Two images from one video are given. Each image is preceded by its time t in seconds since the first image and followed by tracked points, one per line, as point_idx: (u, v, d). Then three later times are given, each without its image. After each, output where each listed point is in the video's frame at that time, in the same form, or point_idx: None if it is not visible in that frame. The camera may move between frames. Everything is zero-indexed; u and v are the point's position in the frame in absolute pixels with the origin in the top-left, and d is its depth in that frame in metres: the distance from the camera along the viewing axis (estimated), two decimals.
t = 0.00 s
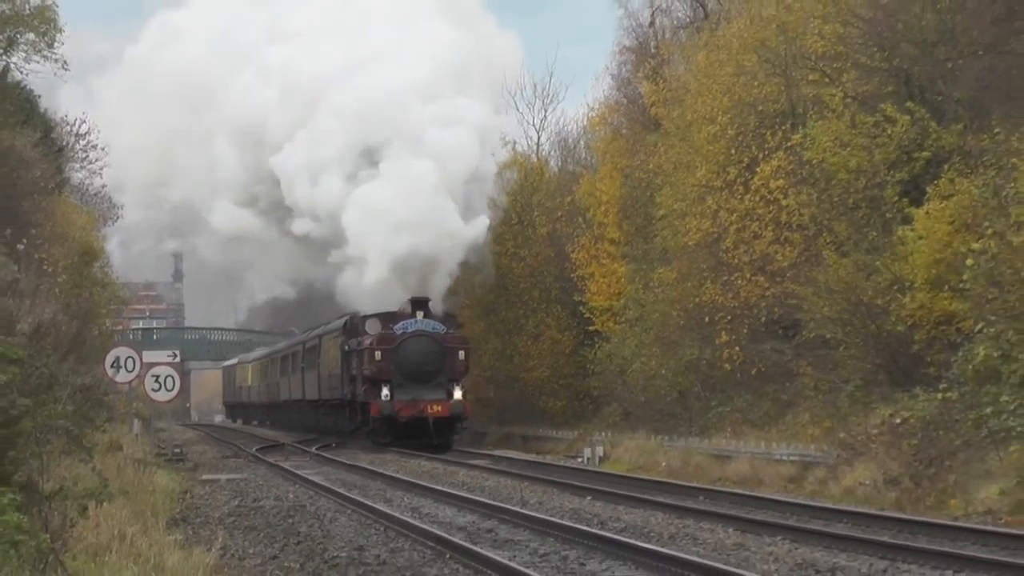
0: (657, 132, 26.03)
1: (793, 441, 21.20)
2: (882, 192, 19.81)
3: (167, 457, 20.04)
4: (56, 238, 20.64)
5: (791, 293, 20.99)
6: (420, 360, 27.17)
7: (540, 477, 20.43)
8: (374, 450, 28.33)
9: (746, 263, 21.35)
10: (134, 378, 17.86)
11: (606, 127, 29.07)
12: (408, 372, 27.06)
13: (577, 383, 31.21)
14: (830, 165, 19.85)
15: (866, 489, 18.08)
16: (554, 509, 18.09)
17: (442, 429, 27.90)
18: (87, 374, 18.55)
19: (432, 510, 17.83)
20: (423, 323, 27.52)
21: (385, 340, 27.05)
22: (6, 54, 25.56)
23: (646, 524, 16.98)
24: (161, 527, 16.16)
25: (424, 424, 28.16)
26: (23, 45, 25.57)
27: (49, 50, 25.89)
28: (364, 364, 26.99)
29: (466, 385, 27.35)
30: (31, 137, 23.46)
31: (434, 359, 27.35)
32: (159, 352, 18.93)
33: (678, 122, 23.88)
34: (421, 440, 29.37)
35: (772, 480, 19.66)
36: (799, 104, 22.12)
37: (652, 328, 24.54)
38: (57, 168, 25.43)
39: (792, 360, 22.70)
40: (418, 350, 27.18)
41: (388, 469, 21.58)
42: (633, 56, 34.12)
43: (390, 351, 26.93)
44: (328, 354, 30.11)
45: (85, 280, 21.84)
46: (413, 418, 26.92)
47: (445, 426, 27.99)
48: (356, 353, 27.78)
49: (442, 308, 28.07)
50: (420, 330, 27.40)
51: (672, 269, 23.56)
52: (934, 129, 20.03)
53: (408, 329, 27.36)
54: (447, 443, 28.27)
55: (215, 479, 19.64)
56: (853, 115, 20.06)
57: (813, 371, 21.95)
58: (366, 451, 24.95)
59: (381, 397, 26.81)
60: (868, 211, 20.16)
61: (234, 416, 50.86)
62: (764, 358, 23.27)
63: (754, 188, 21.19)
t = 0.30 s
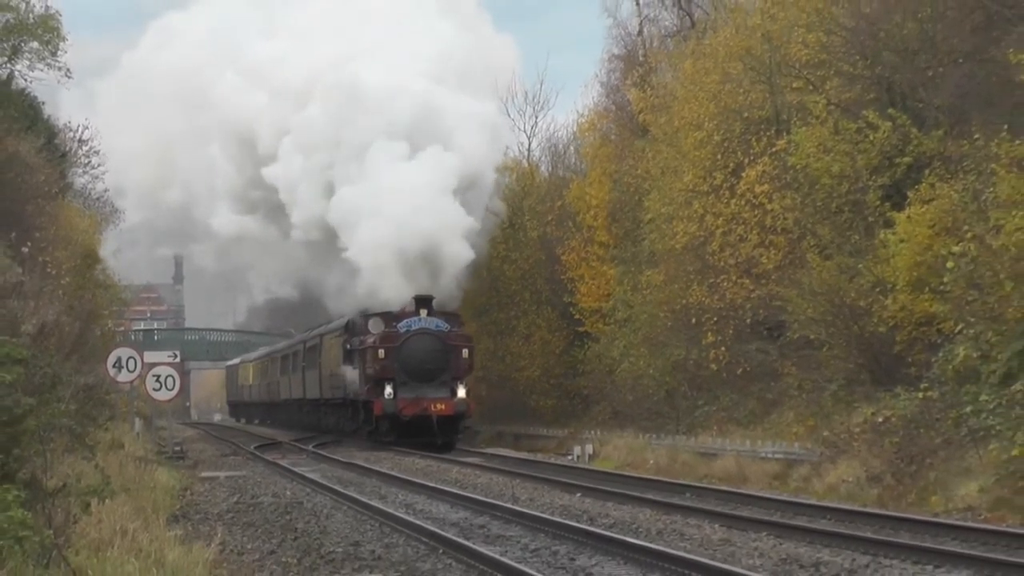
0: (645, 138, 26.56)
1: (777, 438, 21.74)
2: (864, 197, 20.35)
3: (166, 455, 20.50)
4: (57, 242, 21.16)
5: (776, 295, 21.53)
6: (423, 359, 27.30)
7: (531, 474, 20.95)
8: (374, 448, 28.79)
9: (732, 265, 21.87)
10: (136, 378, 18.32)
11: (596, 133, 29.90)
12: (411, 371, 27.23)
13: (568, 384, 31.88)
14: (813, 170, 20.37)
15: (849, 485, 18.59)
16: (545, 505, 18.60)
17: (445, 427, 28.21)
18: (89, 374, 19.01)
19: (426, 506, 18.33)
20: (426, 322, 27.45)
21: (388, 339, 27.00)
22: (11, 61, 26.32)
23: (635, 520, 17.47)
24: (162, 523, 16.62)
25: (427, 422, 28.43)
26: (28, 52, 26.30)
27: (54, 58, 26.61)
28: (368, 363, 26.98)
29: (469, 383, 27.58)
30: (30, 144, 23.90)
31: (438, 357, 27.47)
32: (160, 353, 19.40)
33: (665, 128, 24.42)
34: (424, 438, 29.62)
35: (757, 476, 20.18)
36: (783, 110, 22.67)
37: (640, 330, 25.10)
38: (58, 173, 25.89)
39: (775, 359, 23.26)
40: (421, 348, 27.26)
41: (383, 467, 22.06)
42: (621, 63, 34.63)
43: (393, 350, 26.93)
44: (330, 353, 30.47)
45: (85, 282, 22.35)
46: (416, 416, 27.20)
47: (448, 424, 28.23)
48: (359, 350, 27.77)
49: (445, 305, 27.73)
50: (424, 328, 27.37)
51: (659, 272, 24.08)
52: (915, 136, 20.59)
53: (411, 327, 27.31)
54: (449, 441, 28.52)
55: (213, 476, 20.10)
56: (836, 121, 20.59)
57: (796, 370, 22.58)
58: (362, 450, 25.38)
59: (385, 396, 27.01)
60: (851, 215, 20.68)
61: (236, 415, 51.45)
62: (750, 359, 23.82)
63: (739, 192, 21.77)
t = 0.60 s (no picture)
0: (635, 152, 27.11)
1: (766, 445, 22.26)
2: (850, 210, 20.92)
3: (170, 462, 21.02)
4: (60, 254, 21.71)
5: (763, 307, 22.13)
6: (430, 366, 26.90)
7: (525, 481, 21.50)
8: (379, 456, 28.71)
9: (721, 276, 22.44)
10: (140, 387, 18.82)
11: (587, 148, 30.44)
12: (417, 378, 26.80)
13: (560, 392, 32.54)
14: (801, 184, 20.94)
15: (835, 492, 19.07)
16: (539, 511, 19.10)
17: (452, 436, 27.78)
18: (94, 383, 19.51)
19: (422, 512, 18.81)
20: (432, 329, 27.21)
21: (394, 347, 26.72)
22: (18, 77, 26.70)
23: (626, 525, 17.97)
24: (165, 527, 17.11)
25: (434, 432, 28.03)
26: (35, 69, 26.74)
27: (60, 74, 27.07)
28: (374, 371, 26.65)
29: (476, 392, 27.16)
30: (33, 157, 24.37)
31: (444, 365, 27.08)
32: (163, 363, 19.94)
33: (655, 143, 25.05)
34: (431, 448, 29.21)
35: (745, 482, 20.70)
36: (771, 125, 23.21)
37: (631, 340, 25.67)
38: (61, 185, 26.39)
39: (763, 368, 23.82)
40: (428, 355, 26.88)
41: (380, 473, 22.56)
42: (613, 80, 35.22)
43: (400, 357, 26.61)
44: (333, 360, 30.87)
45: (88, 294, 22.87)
46: (423, 424, 26.79)
47: (455, 433, 27.84)
48: (366, 359, 27.51)
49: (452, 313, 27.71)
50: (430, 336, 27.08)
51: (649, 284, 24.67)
52: (899, 150, 21.10)
53: (417, 335, 27.05)
54: (456, 451, 28.19)
55: (215, 482, 20.60)
56: (822, 135, 21.14)
57: (783, 379, 23.17)
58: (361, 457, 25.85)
59: (391, 403, 26.66)
60: (837, 227, 21.22)
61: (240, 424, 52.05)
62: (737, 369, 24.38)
63: (728, 206, 22.37)
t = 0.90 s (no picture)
0: (625, 194, 27.77)
1: (753, 484, 22.74)
2: (835, 253, 21.55)
3: (170, 499, 21.52)
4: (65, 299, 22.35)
5: (752, 348, 22.76)
6: (435, 405, 27.24)
7: (518, 517, 22.03)
8: (383, 495, 29.04)
9: (709, 317, 23.08)
10: (143, 425, 19.32)
11: (579, 192, 31.01)
12: (422, 417, 27.16)
13: (552, 429, 32.89)
14: (787, 228, 21.59)
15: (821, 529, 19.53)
16: (531, 547, 19.61)
17: (457, 475, 27.99)
18: (97, 422, 20.07)
19: (418, 547, 19.31)
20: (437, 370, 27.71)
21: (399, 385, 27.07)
22: (23, 124, 27.25)
23: (616, 562, 18.47)
24: (167, 560, 17.58)
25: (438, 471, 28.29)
26: (39, 115, 27.31)
27: (64, 120, 27.69)
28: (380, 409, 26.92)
29: (481, 430, 27.39)
30: (38, 199, 25.04)
31: (449, 404, 27.42)
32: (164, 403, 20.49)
33: (646, 188, 25.77)
34: (434, 488, 29.45)
35: (733, 520, 21.18)
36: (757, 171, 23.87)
37: (623, 380, 26.35)
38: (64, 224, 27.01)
39: (750, 408, 24.38)
40: (433, 393, 27.29)
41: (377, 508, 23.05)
42: (604, 126, 36.02)
43: (405, 395, 27.08)
44: (337, 398, 30.91)
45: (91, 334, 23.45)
46: (428, 462, 27.06)
47: (459, 472, 28.06)
48: (371, 398, 27.84)
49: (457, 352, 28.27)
50: (435, 375, 27.61)
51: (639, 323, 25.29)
52: (884, 195, 21.66)
53: (422, 375, 27.55)
54: (460, 491, 28.31)
55: (214, 518, 21.07)
56: (808, 180, 21.82)
57: (770, 418, 23.78)
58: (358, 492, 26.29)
59: (396, 442, 26.94)
60: (822, 270, 21.79)
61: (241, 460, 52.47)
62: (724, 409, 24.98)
63: (716, 249, 23.01)
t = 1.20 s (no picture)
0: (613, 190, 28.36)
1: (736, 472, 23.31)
2: (817, 247, 22.11)
3: (167, 488, 22.02)
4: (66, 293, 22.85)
5: (736, 340, 23.31)
6: (435, 395, 27.46)
7: (507, 504, 22.59)
8: (383, 483, 29.51)
9: (694, 309, 23.61)
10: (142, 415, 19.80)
11: (567, 188, 31.83)
12: (423, 405, 27.41)
13: (542, 421, 33.49)
14: (770, 223, 22.15)
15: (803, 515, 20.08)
16: (521, 533, 20.16)
17: (458, 464, 28.36)
18: (97, 412, 20.56)
19: (411, 533, 19.85)
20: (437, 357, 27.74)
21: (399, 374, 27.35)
22: (24, 121, 27.77)
23: (603, 547, 19.00)
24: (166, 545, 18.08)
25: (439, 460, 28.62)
26: (41, 113, 27.77)
27: (64, 118, 28.14)
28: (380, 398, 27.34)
29: (482, 419, 27.65)
30: (39, 195, 25.53)
31: (449, 393, 27.59)
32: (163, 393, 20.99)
33: (632, 184, 26.33)
34: (435, 477, 29.76)
35: (717, 506, 21.73)
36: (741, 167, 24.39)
37: (610, 369, 27.11)
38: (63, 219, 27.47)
39: (733, 398, 24.98)
40: (434, 382, 27.46)
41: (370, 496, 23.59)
42: (591, 123, 36.60)
43: (404, 384, 27.29)
44: (337, 387, 31.37)
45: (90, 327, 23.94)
46: (429, 451, 27.34)
47: (460, 461, 28.44)
48: (371, 386, 28.14)
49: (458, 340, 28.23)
50: (436, 363, 27.63)
51: (626, 316, 25.86)
52: (864, 190, 22.23)
53: (423, 363, 27.58)
54: (460, 480, 28.92)
55: (211, 506, 21.56)
56: (789, 176, 22.36)
57: (753, 409, 24.40)
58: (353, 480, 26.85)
59: (397, 430, 27.27)
60: (804, 263, 22.32)
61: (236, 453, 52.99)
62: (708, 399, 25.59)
63: (700, 243, 23.52)
